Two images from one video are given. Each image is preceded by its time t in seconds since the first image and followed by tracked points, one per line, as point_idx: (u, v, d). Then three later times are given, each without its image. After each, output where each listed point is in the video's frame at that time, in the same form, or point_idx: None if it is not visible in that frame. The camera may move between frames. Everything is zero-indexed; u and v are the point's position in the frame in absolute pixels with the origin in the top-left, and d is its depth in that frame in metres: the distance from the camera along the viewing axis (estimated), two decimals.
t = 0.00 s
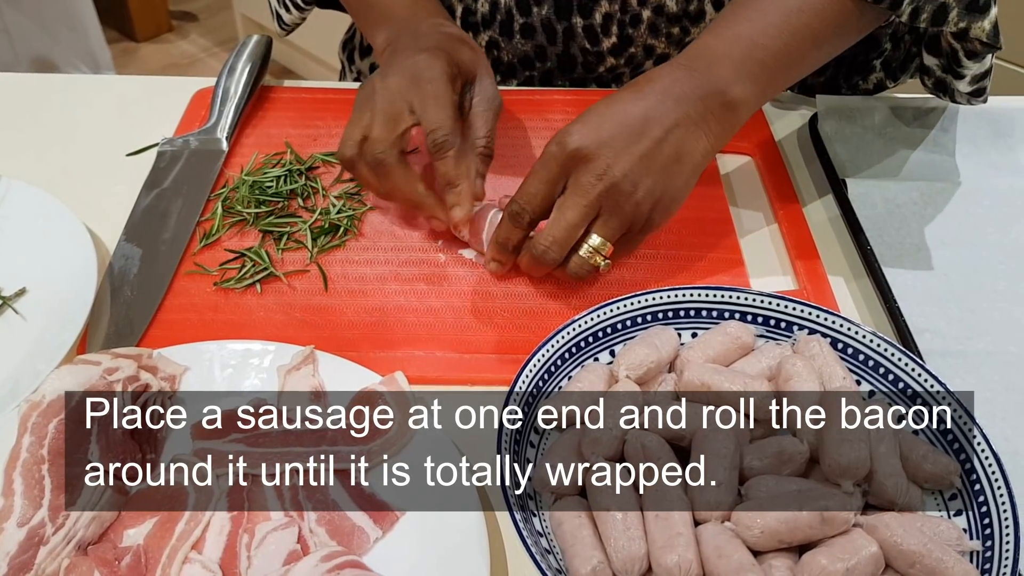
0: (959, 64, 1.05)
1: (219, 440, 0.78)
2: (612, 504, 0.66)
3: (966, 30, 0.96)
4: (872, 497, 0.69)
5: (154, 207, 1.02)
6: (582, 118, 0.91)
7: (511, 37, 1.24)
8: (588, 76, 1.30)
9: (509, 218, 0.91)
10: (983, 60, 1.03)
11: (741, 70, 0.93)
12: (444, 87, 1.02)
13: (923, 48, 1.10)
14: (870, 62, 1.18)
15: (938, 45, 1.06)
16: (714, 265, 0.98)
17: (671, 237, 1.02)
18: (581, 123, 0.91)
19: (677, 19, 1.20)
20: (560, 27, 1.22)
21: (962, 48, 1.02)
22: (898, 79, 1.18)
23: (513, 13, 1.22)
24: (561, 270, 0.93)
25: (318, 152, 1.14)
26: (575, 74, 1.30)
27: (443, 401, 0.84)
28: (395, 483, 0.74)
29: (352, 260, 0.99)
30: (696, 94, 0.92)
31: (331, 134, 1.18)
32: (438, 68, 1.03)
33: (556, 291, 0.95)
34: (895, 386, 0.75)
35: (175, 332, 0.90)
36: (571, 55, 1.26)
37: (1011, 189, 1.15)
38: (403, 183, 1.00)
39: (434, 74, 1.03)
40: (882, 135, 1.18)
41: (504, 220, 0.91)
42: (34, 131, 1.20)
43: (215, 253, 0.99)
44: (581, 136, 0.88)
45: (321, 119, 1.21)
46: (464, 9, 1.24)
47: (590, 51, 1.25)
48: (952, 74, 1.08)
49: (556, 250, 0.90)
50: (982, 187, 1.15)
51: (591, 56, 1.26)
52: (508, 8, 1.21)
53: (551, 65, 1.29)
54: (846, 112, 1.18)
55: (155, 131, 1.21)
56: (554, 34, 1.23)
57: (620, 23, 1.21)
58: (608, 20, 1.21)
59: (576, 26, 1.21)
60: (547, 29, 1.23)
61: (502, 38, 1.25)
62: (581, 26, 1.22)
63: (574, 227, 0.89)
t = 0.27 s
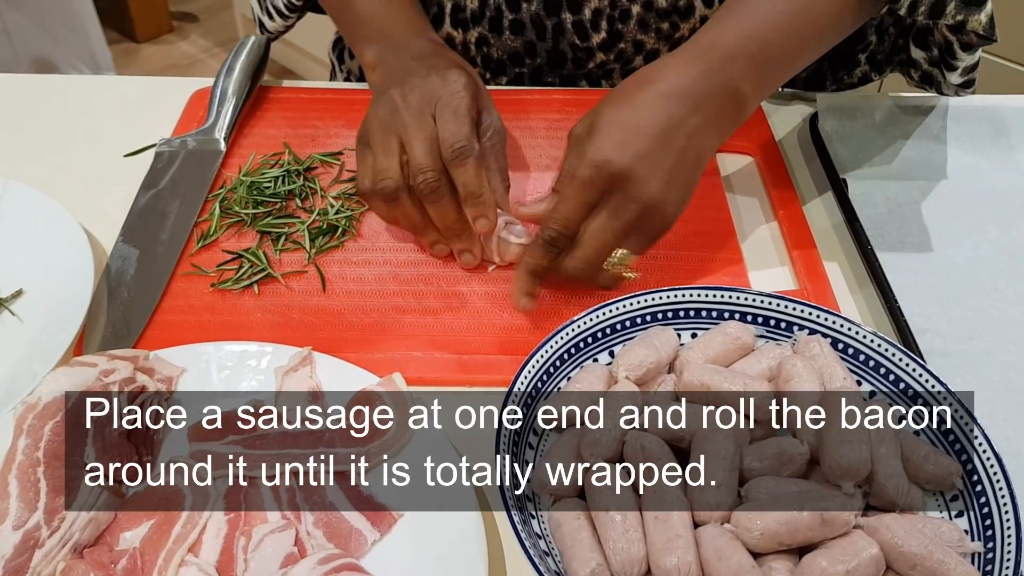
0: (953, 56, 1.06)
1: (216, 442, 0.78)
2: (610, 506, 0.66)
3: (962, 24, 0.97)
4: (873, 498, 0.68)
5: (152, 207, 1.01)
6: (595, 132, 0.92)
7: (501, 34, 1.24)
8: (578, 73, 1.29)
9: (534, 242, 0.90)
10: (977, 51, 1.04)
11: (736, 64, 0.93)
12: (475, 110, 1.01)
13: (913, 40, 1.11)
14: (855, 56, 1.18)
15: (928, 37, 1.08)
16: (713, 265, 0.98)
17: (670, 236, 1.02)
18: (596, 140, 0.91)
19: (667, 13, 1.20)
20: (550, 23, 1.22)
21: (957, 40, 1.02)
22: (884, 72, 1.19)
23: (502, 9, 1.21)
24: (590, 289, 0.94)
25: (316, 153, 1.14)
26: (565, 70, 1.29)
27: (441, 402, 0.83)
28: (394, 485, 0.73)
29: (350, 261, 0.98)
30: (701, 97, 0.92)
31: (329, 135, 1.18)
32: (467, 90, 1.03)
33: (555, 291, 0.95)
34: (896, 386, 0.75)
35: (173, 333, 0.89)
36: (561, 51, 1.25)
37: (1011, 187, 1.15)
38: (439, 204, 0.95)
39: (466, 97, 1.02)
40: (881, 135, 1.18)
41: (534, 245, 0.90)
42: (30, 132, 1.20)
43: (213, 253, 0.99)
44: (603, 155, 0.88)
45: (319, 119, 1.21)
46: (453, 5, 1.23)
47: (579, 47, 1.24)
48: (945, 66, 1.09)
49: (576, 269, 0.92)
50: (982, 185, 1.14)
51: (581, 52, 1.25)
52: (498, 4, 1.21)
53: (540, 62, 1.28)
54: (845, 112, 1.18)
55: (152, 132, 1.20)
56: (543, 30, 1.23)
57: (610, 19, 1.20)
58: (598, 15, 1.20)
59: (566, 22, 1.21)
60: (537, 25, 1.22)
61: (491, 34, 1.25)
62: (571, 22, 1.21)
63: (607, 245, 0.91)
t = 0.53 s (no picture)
0: (943, 26, 1.10)
1: (214, 443, 0.78)
2: (610, 507, 0.66)
3: None
4: (874, 499, 0.68)
5: (149, 208, 1.01)
6: (655, 90, 0.82)
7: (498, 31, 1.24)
8: (577, 70, 1.29)
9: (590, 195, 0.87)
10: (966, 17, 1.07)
11: (747, 32, 0.89)
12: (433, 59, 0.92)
13: (897, 14, 1.13)
14: (837, 29, 1.19)
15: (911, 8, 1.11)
16: (713, 265, 0.98)
17: (670, 236, 1.01)
18: (656, 102, 0.82)
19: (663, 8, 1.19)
20: (546, 19, 1.22)
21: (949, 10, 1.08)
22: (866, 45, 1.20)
23: (498, 6, 1.21)
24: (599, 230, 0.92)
25: (314, 153, 1.13)
26: (562, 66, 1.29)
27: (440, 403, 0.83)
28: (392, 486, 0.73)
29: (349, 261, 0.98)
30: (725, 54, 0.86)
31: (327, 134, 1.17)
32: (416, 34, 0.94)
33: (555, 291, 0.94)
34: (896, 386, 0.74)
35: (172, 333, 0.89)
36: (558, 47, 1.25)
37: (1013, 184, 1.14)
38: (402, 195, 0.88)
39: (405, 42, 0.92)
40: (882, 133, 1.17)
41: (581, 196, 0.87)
42: (28, 132, 1.20)
43: (210, 254, 0.99)
44: (682, 116, 0.81)
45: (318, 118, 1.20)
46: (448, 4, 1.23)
47: (576, 42, 1.24)
48: (934, 37, 1.12)
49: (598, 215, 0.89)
50: (982, 182, 1.14)
51: (578, 47, 1.25)
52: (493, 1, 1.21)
53: (538, 58, 1.28)
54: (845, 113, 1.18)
55: (150, 132, 1.20)
56: (541, 25, 1.23)
57: (607, 13, 1.20)
58: (594, 10, 1.20)
59: (563, 17, 1.21)
60: (533, 21, 1.22)
61: (487, 32, 1.25)
62: (568, 17, 1.21)
63: (652, 197, 0.87)
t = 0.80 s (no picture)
0: (926, 13, 1.11)
1: (212, 446, 0.77)
2: (608, 510, 0.66)
3: None
4: (872, 502, 0.68)
5: (146, 209, 1.01)
6: None
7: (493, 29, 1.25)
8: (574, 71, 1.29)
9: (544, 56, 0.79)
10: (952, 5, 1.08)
11: None
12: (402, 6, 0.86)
13: (878, 6, 1.18)
14: (818, 24, 1.23)
15: None
16: (712, 268, 0.98)
17: (668, 239, 1.01)
18: None
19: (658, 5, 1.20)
20: (541, 16, 1.24)
21: None
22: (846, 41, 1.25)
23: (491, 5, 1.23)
24: (558, 132, 0.87)
25: (313, 156, 1.13)
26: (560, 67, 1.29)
27: (438, 405, 0.83)
28: (391, 489, 0.72)
29: (347, 264, 0.98)
30: None
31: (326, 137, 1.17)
32: None
33: (553, 293, 0.94)
34: (895, 389, 0.74)
35: (170, 336, 0.89)
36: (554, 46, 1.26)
37: (1011, 186, 1.14)
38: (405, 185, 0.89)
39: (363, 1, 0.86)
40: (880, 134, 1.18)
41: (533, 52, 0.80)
42: (26, 135, 1.20)
43: (208, 257, 0.98)
44: None
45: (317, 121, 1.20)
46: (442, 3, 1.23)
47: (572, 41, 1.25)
48: (918, 25, 1.14)
49: (564, 111, 0.85)
50: (980, 184, 1.14)
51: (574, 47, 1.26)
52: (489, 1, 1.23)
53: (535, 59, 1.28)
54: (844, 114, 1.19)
55: (148, 134, 1.20)
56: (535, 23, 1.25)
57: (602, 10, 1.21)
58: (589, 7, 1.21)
59: (558, 14, 1.23)
60: (527, 19, 1.24)
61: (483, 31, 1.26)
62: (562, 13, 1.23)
63: (625, 100, 0.83)
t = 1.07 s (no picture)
0: (902, 45, 1.15)
1: (217, 479, 0.78)
2: (609, 543, 0.66)
3: (927, 11, 1.09)
4: (869, 534, 0.68)
5: (155, 240, 1.02)
6: (711, 48, 0.86)
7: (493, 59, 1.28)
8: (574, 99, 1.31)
9: (639, 142, 0.86)
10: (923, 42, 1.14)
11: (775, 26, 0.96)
12: (389, 31, 0.87)
13: (851, 36, 1.20)
14: (791, 46, 1.25)
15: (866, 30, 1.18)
16: (710, 297, 0.99)
17: (667, 269, 1.03)
18: (719, 61, 0.86)
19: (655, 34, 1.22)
20: (541, 47, 1.26)
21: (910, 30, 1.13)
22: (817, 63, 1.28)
23: (493, 35, 1.25)
24: (618, 187, 0.94)
25: (319, 185, 1.16)
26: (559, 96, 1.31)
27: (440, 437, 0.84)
28: (395, 520, 0.73)
29: (351, 295, 0.99)
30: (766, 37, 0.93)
31: (330, 167, 1.19)
32: None
33: (554, 324, 0.96)
34: (891, 420, 0.75)
35: (177, 367, 0.90)
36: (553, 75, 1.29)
37: (1005, 215, 1.16)
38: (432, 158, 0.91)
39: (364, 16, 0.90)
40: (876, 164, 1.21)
41: (625, 136, 0.85)
42: (35, 165, 1.22)
43: (215, 287, 1.00)
44: (745, 82, 0.86)
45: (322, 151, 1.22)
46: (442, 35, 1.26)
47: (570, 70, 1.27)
48: (890, 55, 1.18)
49: (637, 184, 0.92)
50: (975, 215, 1.15)
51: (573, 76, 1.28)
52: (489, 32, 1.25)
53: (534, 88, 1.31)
54: (840, 143, 1.20)
55: (156, 165, 1.22)
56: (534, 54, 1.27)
57: (599, 39, 1.24)
58: (587, 36, 1.24)
59: (557, 45, 1.25)
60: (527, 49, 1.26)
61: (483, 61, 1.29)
62: (561, 44, 1.25)
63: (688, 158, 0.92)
